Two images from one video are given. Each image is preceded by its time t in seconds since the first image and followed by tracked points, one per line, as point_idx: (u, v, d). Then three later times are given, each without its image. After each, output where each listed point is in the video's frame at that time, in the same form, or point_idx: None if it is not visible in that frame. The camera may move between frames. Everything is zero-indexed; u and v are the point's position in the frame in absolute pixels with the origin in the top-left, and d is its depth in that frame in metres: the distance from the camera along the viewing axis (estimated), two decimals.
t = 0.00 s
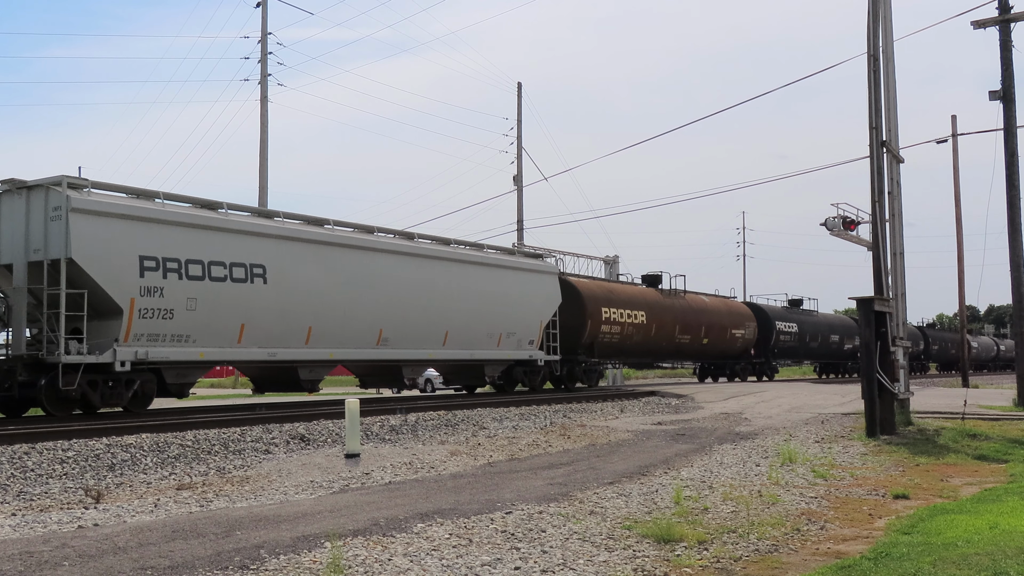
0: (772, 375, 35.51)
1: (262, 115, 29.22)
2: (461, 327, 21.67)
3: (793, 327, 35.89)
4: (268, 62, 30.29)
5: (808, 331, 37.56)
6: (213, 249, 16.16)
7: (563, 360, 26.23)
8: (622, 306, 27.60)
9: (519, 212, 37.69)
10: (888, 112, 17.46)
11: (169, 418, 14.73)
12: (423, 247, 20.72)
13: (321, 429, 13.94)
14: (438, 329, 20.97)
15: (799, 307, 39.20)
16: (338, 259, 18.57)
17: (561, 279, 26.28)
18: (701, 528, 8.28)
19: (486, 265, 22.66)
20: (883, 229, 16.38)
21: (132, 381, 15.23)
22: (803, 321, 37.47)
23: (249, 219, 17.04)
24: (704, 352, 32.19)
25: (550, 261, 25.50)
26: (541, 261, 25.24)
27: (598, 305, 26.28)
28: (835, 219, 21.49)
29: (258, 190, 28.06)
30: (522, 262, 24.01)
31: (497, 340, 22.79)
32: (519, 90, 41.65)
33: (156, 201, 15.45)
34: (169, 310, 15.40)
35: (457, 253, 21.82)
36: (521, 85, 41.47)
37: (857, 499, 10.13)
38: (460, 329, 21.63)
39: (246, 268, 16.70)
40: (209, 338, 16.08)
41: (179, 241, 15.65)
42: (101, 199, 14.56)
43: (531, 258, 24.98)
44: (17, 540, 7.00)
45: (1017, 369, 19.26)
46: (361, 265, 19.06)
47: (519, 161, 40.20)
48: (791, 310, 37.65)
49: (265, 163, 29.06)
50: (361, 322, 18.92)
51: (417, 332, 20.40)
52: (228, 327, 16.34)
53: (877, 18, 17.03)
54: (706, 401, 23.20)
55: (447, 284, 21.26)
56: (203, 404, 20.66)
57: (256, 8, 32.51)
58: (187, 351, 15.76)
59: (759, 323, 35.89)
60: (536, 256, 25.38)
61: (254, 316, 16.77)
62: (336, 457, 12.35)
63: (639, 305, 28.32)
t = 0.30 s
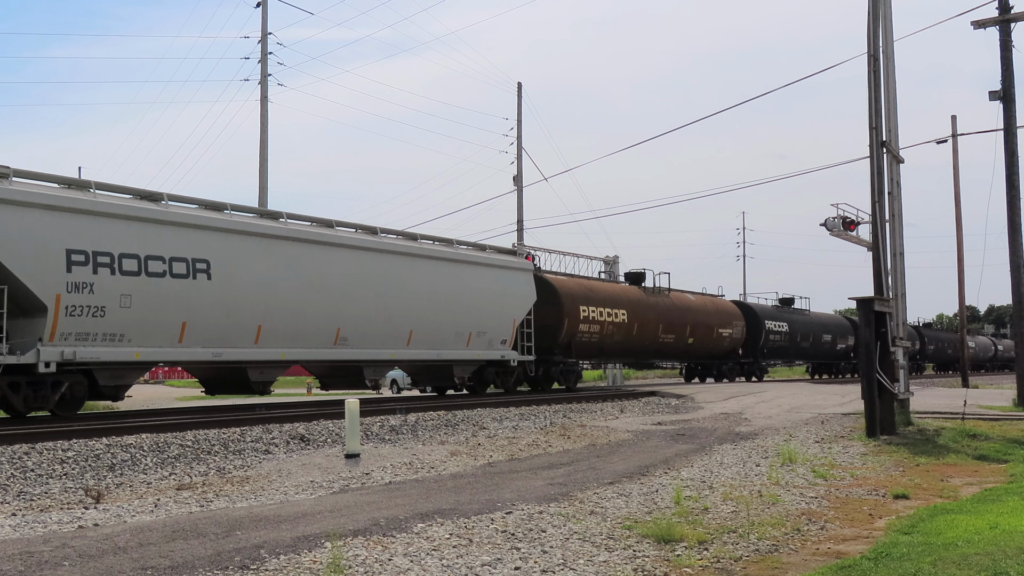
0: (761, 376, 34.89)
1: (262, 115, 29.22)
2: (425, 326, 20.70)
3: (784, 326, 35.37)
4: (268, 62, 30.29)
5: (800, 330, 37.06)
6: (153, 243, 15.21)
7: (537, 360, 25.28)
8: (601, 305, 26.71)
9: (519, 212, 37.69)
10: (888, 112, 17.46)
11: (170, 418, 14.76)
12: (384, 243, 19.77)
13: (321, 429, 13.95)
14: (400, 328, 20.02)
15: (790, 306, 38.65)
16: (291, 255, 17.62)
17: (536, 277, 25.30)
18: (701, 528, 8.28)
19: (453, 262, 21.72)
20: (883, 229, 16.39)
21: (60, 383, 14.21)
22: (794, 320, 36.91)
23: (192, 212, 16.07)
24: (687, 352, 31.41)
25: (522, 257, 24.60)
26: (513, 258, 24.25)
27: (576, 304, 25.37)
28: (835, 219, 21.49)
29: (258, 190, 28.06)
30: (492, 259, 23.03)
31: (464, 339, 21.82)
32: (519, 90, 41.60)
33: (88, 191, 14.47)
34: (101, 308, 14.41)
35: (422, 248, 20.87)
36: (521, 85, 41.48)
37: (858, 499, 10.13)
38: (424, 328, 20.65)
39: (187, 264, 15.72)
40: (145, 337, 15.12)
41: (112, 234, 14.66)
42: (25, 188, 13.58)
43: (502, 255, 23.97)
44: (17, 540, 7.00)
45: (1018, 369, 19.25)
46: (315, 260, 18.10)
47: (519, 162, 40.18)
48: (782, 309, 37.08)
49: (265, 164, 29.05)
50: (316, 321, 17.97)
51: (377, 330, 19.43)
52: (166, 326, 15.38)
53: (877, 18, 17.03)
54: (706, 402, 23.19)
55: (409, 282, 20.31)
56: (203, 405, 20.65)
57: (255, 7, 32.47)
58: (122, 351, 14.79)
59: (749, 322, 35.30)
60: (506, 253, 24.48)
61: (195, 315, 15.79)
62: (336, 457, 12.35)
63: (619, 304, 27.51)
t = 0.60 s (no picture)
0: (750, 376, 34.55)
1: (262, 115, 29.23)
2: (386, 326, 19.65)
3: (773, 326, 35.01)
4: (267, 62, 30.30)
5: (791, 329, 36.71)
6: (83, 236, 14.10)
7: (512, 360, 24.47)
8: (579, 303, 25.93)
9: (519, 212, 37.70)
10: (888, 112, 17.46)
11: (169, 418, 14.74)
12: (341, 236, 18.70)
13: (321, 429, 13.94)
14: (359, 327, 18.99)
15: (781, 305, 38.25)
16: (239, 249, 16.56)
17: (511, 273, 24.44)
18: (700, 528, 8.28)
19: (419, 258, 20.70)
20: (883, 229, 16.39)
21: None
22: (784, 319, 36.53)
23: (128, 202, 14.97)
24: (670, 351, 30.70)
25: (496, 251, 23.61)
26: (483, 253, 23.17)
27: (552, 302, 24.59)
28: (835, 219, 21.49)
29: (258, 191, 28.06)
30: (460, 254, 21.99)
31: (430, 338, 20.76)
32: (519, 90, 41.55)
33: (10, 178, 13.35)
34: (23, 304, 13.30)
35: (384, 243, 19.84)
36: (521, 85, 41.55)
37: (857, 499, 10.13)
38: (385, 326, 19.61)
39: (121, 258, 14.63)
40: (75, 336, 14.03)
41: (36, 224, 13.53)
42: None
43: (471, 250, 22.92)
44: (17, 540, 7.00)
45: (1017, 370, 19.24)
46: (266, 255, 17.06)
47: (519, 161, 40.19)
48: (772, 308, 36.67)
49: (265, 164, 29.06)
50: (267, 319, 16.92)
51: (333, 329, 18.40)
52: (97, 324, 14.29)
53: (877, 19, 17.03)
54: (705, 402, 23.19)
55: (369, 278, 19.25)
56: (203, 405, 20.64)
57: (256, 7, 32.54)
58: (47, 351, 13.69)
59: (737, 322, 34.85)
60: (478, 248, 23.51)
61: (129, 312, 14.70)
62: (336, 457, 12.35)
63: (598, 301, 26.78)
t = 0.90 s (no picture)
0: (738, 376, 34.30)
1: (262, 115, 29.22)
2: (343, 325, 18.78)
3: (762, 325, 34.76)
4: (268, 62, 30.30)
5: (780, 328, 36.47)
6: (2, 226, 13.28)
7: (482, 361, 23.79)
8: (555, 301, 25.39)
9: (519, 212, 37.69)
10: (888, 112, 17.46)
11: (168, 418, 14.74)
12: (294, 230, 17.84)
13: (321, 429, 13.94)
14: (314, 325, 18.11)
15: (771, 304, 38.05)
16: (179, 242, 15.75)
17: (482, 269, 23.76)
18: (701, 528, 8.27)
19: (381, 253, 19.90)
20: (883, 229, 16.39)
21: None
22: (774, 318, 36.30)
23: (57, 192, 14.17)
24: (652, 350, 30.12)
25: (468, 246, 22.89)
26: (451, 249, 22.30)
27: (526, 299, 23.97)
28: (835, 219, 21.49)
29: (258, 190, 28.05)
30: (427, 250, 21.18)
31: (392, 337, 19.95)
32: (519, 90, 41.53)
33: None
34: None
35: (343, 237, 19.02)
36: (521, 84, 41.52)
37: (857, 499, 10.13)
38: (343, 324, 18.80)
39: (47, 251, 13.84)
40: None
41: None
42: None
43: (440, 246, 22.10)
44: (17, 540, 6.99)
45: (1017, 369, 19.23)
46: (210, 250, 16.23)
47: (519, 162, 40.17)
48: (761, 307, 36.44)
49: (265, 164, 29.05)
50: (210, 316, 16.10)
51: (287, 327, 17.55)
52: (23, 321, 13.53)
53: (877, 18, 17.03)
54: (705, 402, 23.18)
55: (324, 274, 18.38)
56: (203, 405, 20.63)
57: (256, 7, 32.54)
58: None
59: (724, 321, 34.53)
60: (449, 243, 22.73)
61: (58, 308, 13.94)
62: (336, 457, 12.34)
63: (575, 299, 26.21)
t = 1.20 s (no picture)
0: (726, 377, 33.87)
1: (262, 115, 29.23)
2: (297, 323, 17.61)
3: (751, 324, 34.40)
4: (268, 62, 30.32)
5: (770, 327, 36.14)
6: None
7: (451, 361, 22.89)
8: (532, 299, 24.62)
9: (519, 212, 37.69)
10: (888, 112, 17.46)
11: (168, 418, 14.73)
12: (241, 221, 16.68)
13: (321, 429, 13.94)
14: (265, 323, 16.97)
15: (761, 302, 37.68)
16: (113, 234, 14.60)
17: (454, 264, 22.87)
18: (700, 528, 8.28)
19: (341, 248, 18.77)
20: (883, 229, 16.39)
21: None
22: (762, 317, 35.93)
23: None
24: (633, 350, 29.38)
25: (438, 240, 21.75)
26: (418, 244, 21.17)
27: (499, 297, 23.15)
28: (835, 219, 21.49)
29: (258, 191, 28.07)
30: (392, 244, 20.08)
31: (351, 337, 18.82)
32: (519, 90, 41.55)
33: None
34: None
35: (298, 231, 17.88)
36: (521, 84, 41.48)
37: (857, 499, 10.13)
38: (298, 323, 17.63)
39: None
40: None
41: None
42: None
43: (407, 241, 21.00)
44: (17, 540, 7.00)
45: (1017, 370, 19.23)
46: (147, 243, 15.08)
47: (519, 161, 40.17)
48: (750, 306, 36.02)
49: (265, 164, 29.05)
50: (147, 313, 14.97)
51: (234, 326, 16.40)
52: None
53: (877, 18, 17.02)
54: (705, 402, 23.19)
55: (277, 269, 17.24)
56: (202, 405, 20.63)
57: (256, 7, 32.52)
58: None
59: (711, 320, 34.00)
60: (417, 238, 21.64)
61: None
62: (336, 457, 12.35)
63: (553, 297, 25.43)
